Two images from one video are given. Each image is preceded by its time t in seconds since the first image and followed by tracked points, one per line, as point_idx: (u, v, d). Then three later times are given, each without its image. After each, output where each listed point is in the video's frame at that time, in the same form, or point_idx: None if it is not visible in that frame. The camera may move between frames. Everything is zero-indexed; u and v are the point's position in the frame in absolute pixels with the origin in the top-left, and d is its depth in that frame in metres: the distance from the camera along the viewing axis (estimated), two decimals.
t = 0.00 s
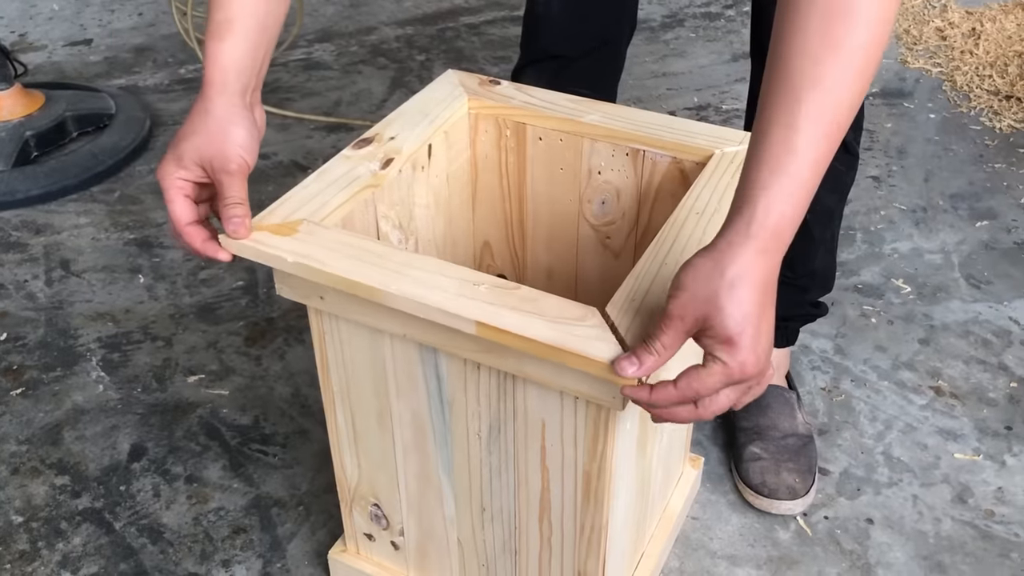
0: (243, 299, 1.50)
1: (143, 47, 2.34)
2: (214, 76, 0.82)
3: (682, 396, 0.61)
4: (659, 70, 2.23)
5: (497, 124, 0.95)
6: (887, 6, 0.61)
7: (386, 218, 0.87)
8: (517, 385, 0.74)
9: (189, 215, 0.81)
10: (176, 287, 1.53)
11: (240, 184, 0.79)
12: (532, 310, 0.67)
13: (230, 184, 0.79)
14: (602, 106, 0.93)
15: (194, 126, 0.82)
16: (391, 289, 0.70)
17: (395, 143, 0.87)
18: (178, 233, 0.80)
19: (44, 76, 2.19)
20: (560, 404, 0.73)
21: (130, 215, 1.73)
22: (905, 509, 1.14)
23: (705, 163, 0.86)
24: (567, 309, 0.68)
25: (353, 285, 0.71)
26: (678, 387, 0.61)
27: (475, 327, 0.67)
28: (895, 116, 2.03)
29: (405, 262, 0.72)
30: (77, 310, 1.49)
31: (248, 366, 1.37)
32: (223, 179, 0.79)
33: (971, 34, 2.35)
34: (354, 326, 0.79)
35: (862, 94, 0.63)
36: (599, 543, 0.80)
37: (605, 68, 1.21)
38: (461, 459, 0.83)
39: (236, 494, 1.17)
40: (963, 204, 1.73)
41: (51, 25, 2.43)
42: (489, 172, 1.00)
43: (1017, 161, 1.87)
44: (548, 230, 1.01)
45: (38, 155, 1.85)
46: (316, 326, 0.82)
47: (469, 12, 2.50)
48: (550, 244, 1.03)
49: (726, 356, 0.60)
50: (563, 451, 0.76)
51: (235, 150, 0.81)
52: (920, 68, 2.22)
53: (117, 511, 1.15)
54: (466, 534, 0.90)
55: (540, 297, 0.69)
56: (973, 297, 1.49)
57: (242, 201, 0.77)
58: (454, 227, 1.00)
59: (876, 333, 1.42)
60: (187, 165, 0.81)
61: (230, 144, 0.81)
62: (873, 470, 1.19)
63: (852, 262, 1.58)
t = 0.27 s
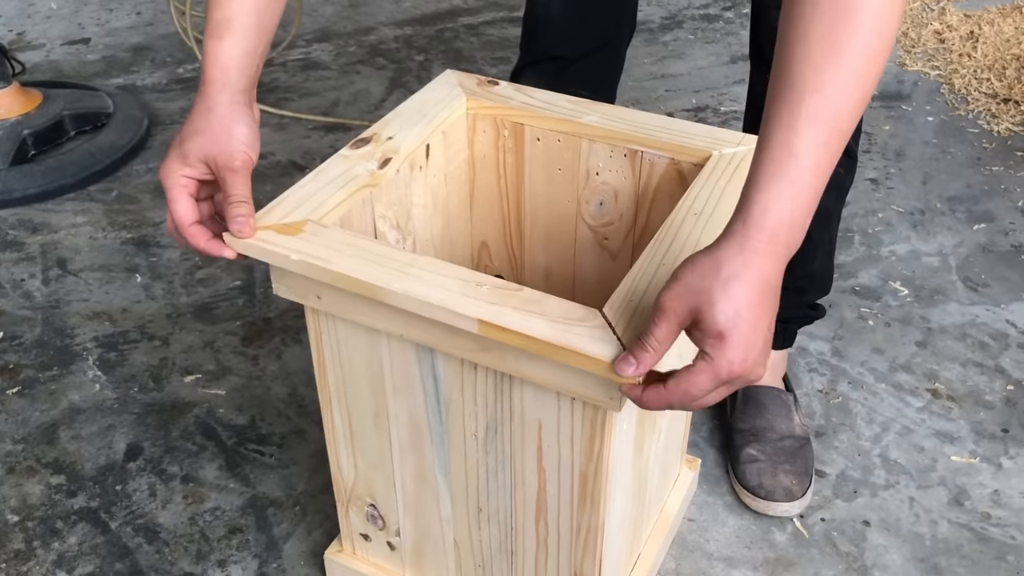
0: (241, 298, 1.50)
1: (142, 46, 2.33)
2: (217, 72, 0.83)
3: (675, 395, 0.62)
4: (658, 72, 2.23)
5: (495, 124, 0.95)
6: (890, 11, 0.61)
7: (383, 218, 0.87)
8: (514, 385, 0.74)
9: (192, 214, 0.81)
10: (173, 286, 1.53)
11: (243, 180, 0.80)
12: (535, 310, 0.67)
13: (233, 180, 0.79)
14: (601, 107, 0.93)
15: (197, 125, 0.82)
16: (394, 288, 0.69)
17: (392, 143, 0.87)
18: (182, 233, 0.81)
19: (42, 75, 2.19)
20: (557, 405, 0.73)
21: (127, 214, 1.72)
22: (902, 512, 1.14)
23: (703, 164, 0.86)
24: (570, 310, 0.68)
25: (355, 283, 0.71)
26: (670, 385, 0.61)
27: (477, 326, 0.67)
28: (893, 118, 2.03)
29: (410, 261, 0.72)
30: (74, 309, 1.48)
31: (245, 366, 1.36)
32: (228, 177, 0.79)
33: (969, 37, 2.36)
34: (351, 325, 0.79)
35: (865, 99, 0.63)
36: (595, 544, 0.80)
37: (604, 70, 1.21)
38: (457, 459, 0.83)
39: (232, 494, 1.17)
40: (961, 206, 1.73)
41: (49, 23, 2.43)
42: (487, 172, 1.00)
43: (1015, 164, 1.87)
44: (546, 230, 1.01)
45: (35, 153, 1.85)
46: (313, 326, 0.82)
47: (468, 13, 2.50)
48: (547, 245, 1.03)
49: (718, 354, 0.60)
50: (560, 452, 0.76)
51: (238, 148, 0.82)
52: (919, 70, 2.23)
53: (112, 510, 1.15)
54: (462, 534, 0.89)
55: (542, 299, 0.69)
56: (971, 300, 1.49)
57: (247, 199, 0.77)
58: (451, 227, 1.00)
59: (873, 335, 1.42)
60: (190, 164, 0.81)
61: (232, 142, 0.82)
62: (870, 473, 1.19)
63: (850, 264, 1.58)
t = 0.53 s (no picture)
0: (238, 299, 1.50)
1: (140, 46, 2.33)
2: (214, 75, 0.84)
3: (668, 391, 0.61)
4: (656, 74, 2.23)
5: (492, 126, 0.96)
6: (886, 14, 0.61)
7: (380, 219, 0.87)
8: (510, 386, 0.74)
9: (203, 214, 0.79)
10: (170, 287, 1.53)
11: (249, 180, 0.80)
12: (535, 311, 0.67)
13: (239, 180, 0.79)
14: (598, 109, 0.93)
15: (200, 126, 0.82)
16: (394, 289, 0.69)
17: (390, 144, 0.87)
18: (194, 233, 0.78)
19: (40, 75, 2.19)
20: (554, 407, 0.73)
21: (125, 215, 1.72)
22: (898, 514, 1.14)
23: (700, 166, 0.86)
24: (569, 311, 0.68)
25: (357, 284, 0.71)
26: (664, 381, 0.61)
27: (477, 327, 0.67)
28: (891, 121, 2.03)
29: (410, 262, 0.72)
30: (71, 309, 1.48)
31: (242, 367, 1.36)
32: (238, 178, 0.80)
33: (967, 40, 2.36)
34: (348, 326, 0.79)
35: (863, 102, 0.63)
36: (591, 545, 0.80)
37: (602, 72, 1.21)
38: (454, 460, 0.83)
39: (228, 495, 1.17)
40: (958, 209, 1.74)
41: (48, 24, 2.43)
42: (484, 173, 1.00)
43: (1012, 167, 1.87)
44: (543, 232, 1.01)
45: (33, 154, 1.85)
46: (310, 328, 0.82)
47: (467, 15, 2.51)
48: (545, 247, 1.03)
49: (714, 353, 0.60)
50: (556, 453, 0.76)
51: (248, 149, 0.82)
52: (916, 73, 2.23)
53: (109, 511, 1.15)
54: (458, 535, 0.89)
55: (541, 300, 0.69)
56: (968, 303, 1.49)
57: (248, 199, 0.77)
58: (448, 228, 1.00)
59: (870, 338, 1.42)
60: (198, 165, 0.80)
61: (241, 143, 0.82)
62: (866, 475, 1.19)
63: (847, 267, 1.58)
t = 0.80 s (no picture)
0: (235, 301, 1.50)
1: (138, 48, 2.33)
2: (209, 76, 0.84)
3: (653, 385, 0.60)
4: (654, 76, 2.23)
5: (489, 128, 0.96)
6: (883, 19, 0.61)
7: (377, 221, 0.87)
8: (507, 389, 0.74)
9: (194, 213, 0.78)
10: (168, 289, 1.53)
11: (243, 181, 0.80)
12: (531, 314, 0.67)
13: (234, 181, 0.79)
14: (595, 111, 0.93)
15: (194, 126, 0.81)
16: (391, 292, 0.69)
17: (387, 146, 0.87)
18: (186, 230, 0.77)
19: (38, 77, 2.19)
20: (550, 409, 0.73)
21: (123, 216, 1.72)
22: (895, 517, 1.14)
23: (697, 168, 0.87)
24: (566, 313, 0.68)
25: (354, 287, 0.71)
26: (647, 374, 0.60)
27: (473, 330, 0.67)
28: (889, 123, 2.04)
29: (407, 265, 0.72)
30: (68, 311, 1.48)
31: (239, 369, 1.36)
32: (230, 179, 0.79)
33: (965, 42, 2.36)
34: (344, 329, 0.79)
35: (857, 105, 0.63)
36: (588, 548, 0.80)
37: (599, 74, 1.21)
38: (451, 463, 0.83)
39: (225, 497, 1.16)
40: (955, 212, 1.74)
41: (46, 25, 2.43)
42: (481, 176, 1.00)
43: (1010, 169, 1.88)
44: (541, 234, 1.01)
45: (31, 155, 1.85)
46: (307, 330, 0.82)
47: (465, 17, 2.51)
48: (542, 249, 1.03)
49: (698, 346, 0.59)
50: (553, 455, 0.76)
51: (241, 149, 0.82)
52: (914, 76, 2.23)
53: (105, 513, 1.14)
54: (455, 538, 0.89)
55: (538, 302, 0.69)
56: (965, 305, 1.49)
57: (244, 198, 0.78)
58: (446, 230, 1.00)
59: (867, 340, 1.42)
60: (190, 165, 0.79)
61: (234, 143, 0.81)
62: (863, 477, 1.19)
63: (845, 269, 1.58)
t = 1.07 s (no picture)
0: (232, 302, 1.50)
1: (135, 49, 2.33)
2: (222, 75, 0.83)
3: (635, 375, 0.60)
4: (651, 77, 2.23)
5: (486, 129, 0.96)
6: (873, 15, 0.61)
7: (375, 222, 0.87)
8: (504, 390, 0.74)
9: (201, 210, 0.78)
10: (165, 290, 1.53)
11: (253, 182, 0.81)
12: (528, 316, 0.67)
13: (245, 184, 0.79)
14: (593, 112, 0.93)
15: (206, 126, 0.81)
16: (388, 294, 0.69)
17: (385, 147, 0.87)
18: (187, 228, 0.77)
19: (35, 78, 2.18)
20: (547, 411, 0.73)
21: (120, 217, 1.72)
22: (892, 517, 1.14)
23: (693, 170, 0.87)
24: (562, 314, 0.68)
25: (351, 291, 0.71)
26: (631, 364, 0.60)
27: (470, 332, 0.67)
28: (886, 124, 2.04)
29: (404, 267, 0.72)
30: (65, 312, 1.48)
31: (236, 370, 1.36)
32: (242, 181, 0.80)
33: (961, 44, 2.37)
34: (341, 330, 0.79)
35: (843, 101, 0.63)
36: (585, 549, 0.80)
37: (597, 75, 1.21)
38: (448, 464, 0.83)
39: (223, 498, 1.16)
40: (952, 212, 1.74)
41: (43, 26, 2.42)
42: (479, 176, 1.00)
43: (1006, 170, 1.88)
44: (538, 235, 1.01)
45: (28, 156, 1.85)
46: (304, 331, 0.82)
47: (462, 17, 2.51)
48: (540, 249, 1.03)
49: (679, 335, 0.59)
50: (550, 456, 0.76)
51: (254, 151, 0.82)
52: (911, 77, 2.23)
53: (102, 515, 1.14)
54: (452, 538, 0.89)
55: (535, 304, 0.69)
56: (962, 306, 1.50)
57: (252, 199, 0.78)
58: (443, 231, 1.00)
59: (864, 341, 1.42)
60: (202, 162, 0.79)
61: (248, 145, 0.82)
62: (860, 478, 1.19)
63: (842, 269, 1.58)
